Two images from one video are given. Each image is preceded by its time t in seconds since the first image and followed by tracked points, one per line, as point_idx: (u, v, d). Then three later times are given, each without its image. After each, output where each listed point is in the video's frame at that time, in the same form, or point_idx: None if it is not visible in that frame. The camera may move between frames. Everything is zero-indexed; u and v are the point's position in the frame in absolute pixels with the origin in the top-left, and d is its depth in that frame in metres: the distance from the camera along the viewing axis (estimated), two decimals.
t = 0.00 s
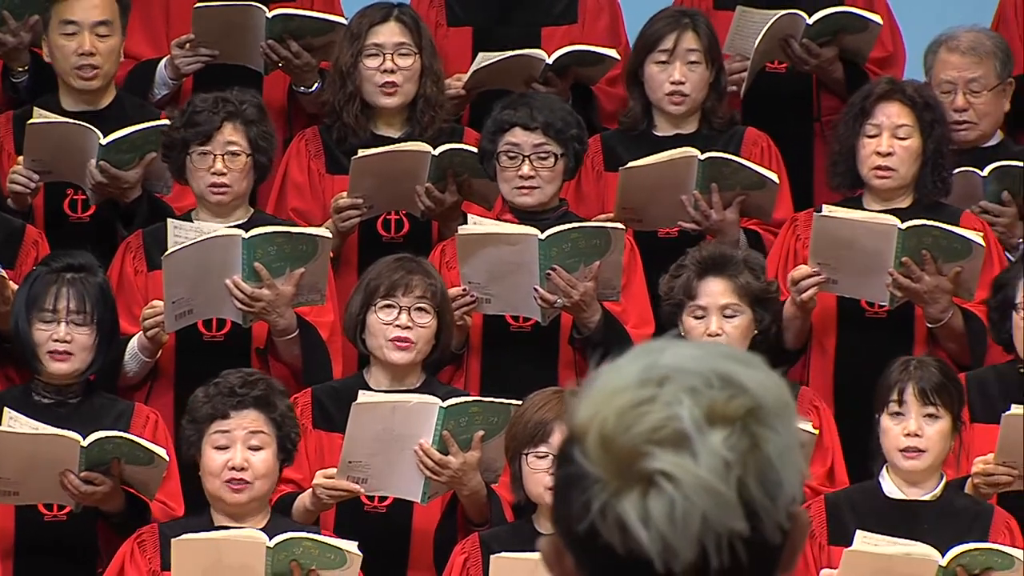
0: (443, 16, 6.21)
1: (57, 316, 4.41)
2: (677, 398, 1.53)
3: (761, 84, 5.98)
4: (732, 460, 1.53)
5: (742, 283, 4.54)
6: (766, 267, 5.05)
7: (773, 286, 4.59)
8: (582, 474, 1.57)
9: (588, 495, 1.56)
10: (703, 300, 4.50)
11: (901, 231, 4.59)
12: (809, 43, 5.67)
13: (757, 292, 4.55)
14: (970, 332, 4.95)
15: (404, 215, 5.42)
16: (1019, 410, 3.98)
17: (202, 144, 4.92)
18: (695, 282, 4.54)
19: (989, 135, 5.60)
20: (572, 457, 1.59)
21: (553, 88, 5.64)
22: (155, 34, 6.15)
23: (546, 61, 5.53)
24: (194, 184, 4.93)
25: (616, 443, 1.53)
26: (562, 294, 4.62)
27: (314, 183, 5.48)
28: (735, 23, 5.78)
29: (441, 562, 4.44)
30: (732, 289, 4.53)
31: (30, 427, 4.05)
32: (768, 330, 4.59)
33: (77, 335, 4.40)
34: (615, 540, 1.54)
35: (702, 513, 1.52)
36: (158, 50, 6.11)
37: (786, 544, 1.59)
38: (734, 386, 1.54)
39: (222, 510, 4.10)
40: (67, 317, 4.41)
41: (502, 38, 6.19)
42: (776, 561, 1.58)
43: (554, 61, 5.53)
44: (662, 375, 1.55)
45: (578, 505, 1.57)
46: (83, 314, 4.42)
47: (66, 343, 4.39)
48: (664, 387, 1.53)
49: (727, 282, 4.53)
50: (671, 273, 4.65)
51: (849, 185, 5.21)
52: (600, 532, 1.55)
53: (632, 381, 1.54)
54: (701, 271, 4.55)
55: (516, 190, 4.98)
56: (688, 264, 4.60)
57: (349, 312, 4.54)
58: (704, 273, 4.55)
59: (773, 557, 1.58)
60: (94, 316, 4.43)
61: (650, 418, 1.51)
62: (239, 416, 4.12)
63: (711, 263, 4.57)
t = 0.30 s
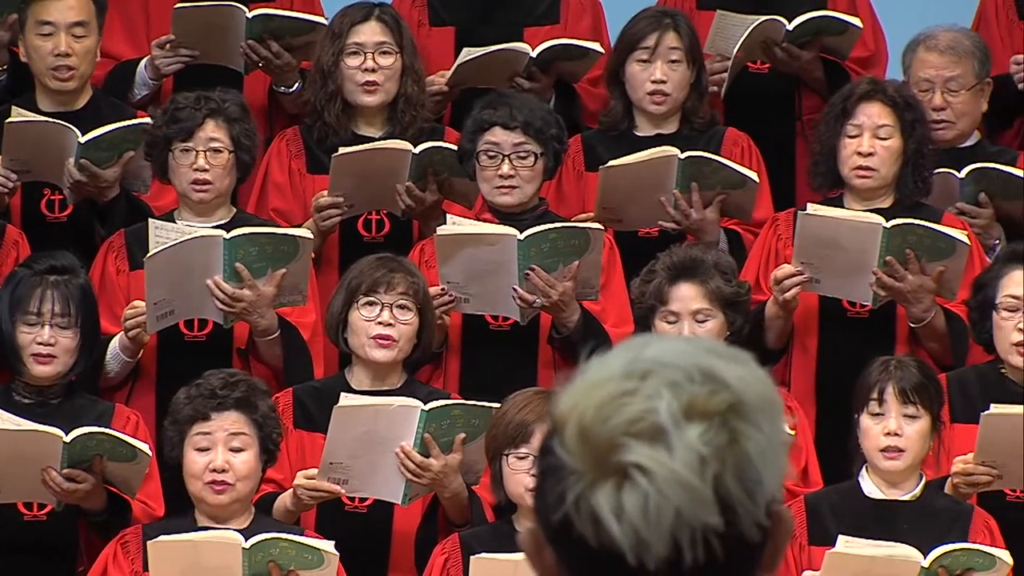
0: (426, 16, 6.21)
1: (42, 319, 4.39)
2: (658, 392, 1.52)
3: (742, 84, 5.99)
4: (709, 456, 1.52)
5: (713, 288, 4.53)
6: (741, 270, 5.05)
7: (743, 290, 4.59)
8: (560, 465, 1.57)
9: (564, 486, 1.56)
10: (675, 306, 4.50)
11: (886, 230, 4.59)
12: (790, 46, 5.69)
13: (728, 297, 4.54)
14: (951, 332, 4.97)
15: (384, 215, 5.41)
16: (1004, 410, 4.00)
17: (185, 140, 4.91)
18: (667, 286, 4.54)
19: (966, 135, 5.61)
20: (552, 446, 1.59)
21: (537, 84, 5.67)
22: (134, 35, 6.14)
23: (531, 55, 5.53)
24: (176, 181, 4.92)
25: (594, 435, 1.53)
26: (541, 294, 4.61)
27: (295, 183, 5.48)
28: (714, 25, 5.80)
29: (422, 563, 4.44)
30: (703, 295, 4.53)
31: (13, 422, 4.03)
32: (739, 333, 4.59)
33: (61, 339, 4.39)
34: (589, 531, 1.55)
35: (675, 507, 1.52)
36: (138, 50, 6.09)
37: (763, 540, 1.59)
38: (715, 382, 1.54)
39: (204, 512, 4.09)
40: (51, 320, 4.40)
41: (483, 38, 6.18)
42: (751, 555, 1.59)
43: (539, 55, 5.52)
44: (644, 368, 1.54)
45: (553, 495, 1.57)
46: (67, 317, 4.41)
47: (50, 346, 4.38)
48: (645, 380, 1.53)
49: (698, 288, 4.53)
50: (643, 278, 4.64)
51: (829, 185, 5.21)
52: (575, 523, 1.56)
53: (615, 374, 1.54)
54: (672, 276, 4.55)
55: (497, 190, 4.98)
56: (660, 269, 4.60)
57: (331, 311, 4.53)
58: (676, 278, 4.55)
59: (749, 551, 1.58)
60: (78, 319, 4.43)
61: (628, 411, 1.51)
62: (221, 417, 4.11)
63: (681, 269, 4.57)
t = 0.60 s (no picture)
0: (417, 15, 6.20)
1: (30, 318, 4.38)
2: (641, 397, 1.45)
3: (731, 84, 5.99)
4: (689, 464, 1.45)
5: (695, 290, 4.53)
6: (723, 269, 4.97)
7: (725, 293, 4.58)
8: (542, 467, 1.51)
9: (544, 489, 1.49)
10: (657, 307, 4.51)
11: (872, 231, 4.59)
12: (779, 47, 5.69)
13: (710, 300, 4.53)
14: (936, 331, 4.97)
15: (371, 215, 5.40)
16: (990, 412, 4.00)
17: (173, 139, 4.91)
18: (650, 288, 4.54)
19: (946, 135, 5.61)
20: (536, 449, 1.52)
21: (528, 83, 5.68)
22: (121, 34, 6.12)
23: (523, 53, 5.53)
24: (165, 180, 4.92)
25: (575, 438, 1.46)
26: (526, 292, 4.61)
27: (282, 182, 5.48)
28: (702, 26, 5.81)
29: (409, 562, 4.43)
30: (686, 297, 4.52)
31: None
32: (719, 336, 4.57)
33: (49, 338, 4.38)
34: (566, 537, 1.48)
35: (652, 515, 1.45)
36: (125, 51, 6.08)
37: (746, 551, 1.52)
38: (701, 388, 1.47)
39: (190, 514, 4.09)
40: (39, 320, 4.39)
41: (474, 37, 6.18)
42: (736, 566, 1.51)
43: (530, 54, 5.52)
44: (631, 372, 1.47)
45: (535, 498, 1.51)
46: (55, 316, 4.40)
47: (38, 346, 4.37)
48: (631, 384, 1.46)
49: (680, 290, 4.53)
50: (624, 278, 4.63)
51: (814, 184, 5.21)
52: (553, 527, 1.49)
53: (601, 376, 1.47)
54: (655, 279, 4.55)
55: (483, 190, 4.98)
56: (642, 270, 4.60)
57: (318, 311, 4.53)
58: (659, 281, 4.55)
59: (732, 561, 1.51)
60: (66, 318, 4.42)
61: (610, 415, 1.45)
62: (206, 420, 4.11)
63: (664, 271, 4.56)
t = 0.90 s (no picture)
0: (406, 15, 6.20)
1: (11, 317, 4.37)
2: (634, 380, 1.38)
3: (718, 84, 6.00)
4: (682, 445, 1.37)
5: (681, 290, 4.53)
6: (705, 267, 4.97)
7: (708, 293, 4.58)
8: (533, 450, 1.42)
9: (535, 471, 1.41)
10: (642, 305, 4.51)
11: (851, 229, 4.62)
12: (765, 47, 5.70)
13: (694, 300, 4.53)
14: (917, 330, 5.00)
15: (356, 214, 5.40)
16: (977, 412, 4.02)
17: (161, 139, 4.90)
18: (636, 284, 4.54)
19: (928, 133, 5.63)
20: (528, 433, 1.44)
21: (517, 82, 5.70)
22: (106, 34, 6.11)
23: (511, 52, 5.53)
24: (153, 180, 4.90)
25: (566, 418, 1.38)
26: (510, 291, 4.61)
27: (266, 182, 5.47)
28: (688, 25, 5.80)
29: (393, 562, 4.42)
30: (671, 296, 4.52)
31: None
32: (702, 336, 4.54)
33: (30, 337, 4.38)
34: (557, 518, 1.40)
35: (646, 493, 1.37)
36: (110, 51, 6.07)
37: (738, 537, 1.44)
38: (695, 374, 1.39)
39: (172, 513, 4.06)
40: (21, 319, 4.37)
41: (463, 37, 6.18)
42: (726, 551, 1.43)
43: (518, 52, 5.53)
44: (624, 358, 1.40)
45: (525, 479, 1.42)
46: (36, 315, 4.39)
47: (20, 345, 4.36)
48: (623, 369, 1.39)
49: (666, 289, 4.53)
50: (610, 274, 4.63)
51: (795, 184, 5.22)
52: (543, 509, 1.41)
53: (594, 364, 1.40)
54: (641, 276, 4.56)
55: (468, 190, 4.98)
56: (628, 267, 4.60)
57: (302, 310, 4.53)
58: (645, 278, 4.56)
59: (723, 547, 1.43)
60: (48, 317, 4.42)
61: (603, 394, 1.37)
62: (190, 419, 4.11)
63: (651, 269, 4.57)
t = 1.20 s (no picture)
0: (396, 15, 6.22)
1: None
2: (649, 362, 1.44)
3: (708, 85, 6.01)
4: (694, 418, 1.42)
5: (671, 290, 4.54)
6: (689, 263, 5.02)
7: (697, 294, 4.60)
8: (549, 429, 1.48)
9: (548, 446, 1.47)
10: (631, 305, 4.53)
11: (839, 228, 4.63)
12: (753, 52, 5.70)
13: (683, 301, 4.55)
14: (901, 330, 5.01)
15: (344, 214, 5.41)
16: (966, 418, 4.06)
17: (155, 138, 4.91)
18: (626, 285, 4.56)
19: (922, 136, 5.64)
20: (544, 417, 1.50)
21: (506, 83, 5.71)
22: (95, 33, 6.11)
23: (500, 54, 5.52)
24: (147, 179, 4.92)
25: (581, 391, 1.44)
26: (498, 290, 4.62)
27: (254, 181, 5.48)
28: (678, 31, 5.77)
29: (381, 561, 4.43)
30: (661, 296, 4.54)
31: None
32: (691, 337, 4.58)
33: (17, 336, 4.38)
34: (569, 487, 1.45)
35: (657, 460, 1.41)
36: (99, 51, 6.07)
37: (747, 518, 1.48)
38: (709, 363, 1.45)
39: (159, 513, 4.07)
40: (7, 318, 4.37)
41: (453, 37, 6.19)
42: (737, 532, 1.47)
43: (507, 54, 5.53)
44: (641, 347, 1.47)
45: (540, 454, 1.48)
46: (23, 314, 4.38)
47: (6, 343, 4.36)
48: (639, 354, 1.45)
49: (656, 289, 4.54)
50: (599, 273, 4.64)
51: (778, 182, 5.21)
52: (556, 481, 1.46)
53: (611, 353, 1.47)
54: (630, 276, 4.57)
55: (460, 192, 4.98)
56: (618, 267, 4.61)
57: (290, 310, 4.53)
58: (635, 278, 4.57)
59: (733, 526, 1.47)
60: (35, 315, 4.40)
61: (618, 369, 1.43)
62: (177, 418, 4.11)
63: (641, 269, 4.58)
